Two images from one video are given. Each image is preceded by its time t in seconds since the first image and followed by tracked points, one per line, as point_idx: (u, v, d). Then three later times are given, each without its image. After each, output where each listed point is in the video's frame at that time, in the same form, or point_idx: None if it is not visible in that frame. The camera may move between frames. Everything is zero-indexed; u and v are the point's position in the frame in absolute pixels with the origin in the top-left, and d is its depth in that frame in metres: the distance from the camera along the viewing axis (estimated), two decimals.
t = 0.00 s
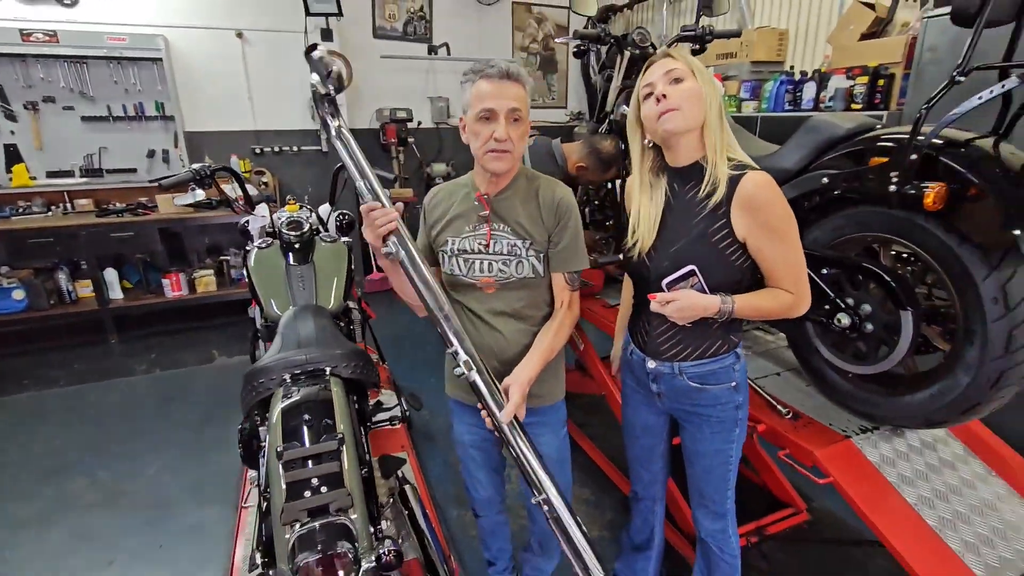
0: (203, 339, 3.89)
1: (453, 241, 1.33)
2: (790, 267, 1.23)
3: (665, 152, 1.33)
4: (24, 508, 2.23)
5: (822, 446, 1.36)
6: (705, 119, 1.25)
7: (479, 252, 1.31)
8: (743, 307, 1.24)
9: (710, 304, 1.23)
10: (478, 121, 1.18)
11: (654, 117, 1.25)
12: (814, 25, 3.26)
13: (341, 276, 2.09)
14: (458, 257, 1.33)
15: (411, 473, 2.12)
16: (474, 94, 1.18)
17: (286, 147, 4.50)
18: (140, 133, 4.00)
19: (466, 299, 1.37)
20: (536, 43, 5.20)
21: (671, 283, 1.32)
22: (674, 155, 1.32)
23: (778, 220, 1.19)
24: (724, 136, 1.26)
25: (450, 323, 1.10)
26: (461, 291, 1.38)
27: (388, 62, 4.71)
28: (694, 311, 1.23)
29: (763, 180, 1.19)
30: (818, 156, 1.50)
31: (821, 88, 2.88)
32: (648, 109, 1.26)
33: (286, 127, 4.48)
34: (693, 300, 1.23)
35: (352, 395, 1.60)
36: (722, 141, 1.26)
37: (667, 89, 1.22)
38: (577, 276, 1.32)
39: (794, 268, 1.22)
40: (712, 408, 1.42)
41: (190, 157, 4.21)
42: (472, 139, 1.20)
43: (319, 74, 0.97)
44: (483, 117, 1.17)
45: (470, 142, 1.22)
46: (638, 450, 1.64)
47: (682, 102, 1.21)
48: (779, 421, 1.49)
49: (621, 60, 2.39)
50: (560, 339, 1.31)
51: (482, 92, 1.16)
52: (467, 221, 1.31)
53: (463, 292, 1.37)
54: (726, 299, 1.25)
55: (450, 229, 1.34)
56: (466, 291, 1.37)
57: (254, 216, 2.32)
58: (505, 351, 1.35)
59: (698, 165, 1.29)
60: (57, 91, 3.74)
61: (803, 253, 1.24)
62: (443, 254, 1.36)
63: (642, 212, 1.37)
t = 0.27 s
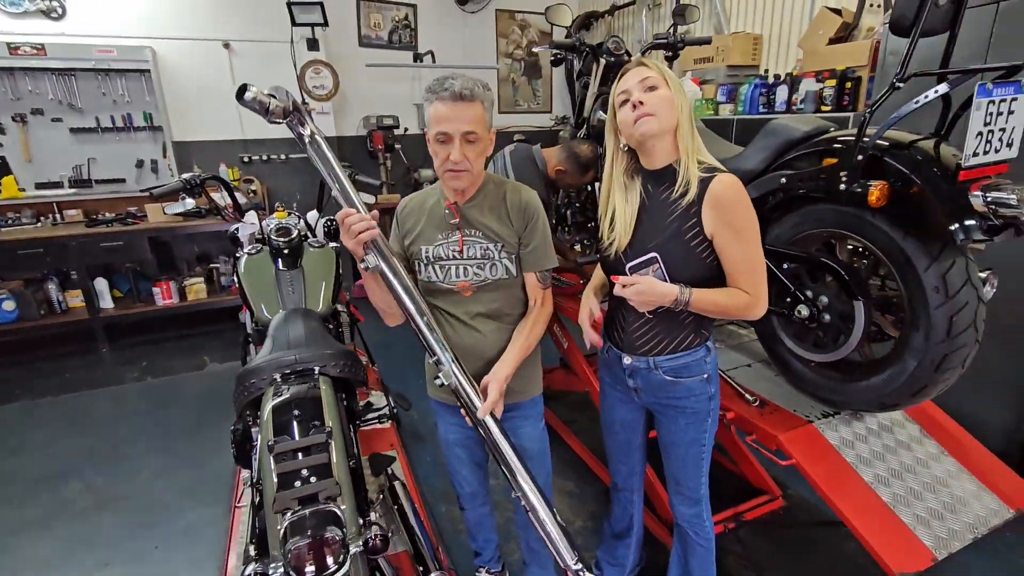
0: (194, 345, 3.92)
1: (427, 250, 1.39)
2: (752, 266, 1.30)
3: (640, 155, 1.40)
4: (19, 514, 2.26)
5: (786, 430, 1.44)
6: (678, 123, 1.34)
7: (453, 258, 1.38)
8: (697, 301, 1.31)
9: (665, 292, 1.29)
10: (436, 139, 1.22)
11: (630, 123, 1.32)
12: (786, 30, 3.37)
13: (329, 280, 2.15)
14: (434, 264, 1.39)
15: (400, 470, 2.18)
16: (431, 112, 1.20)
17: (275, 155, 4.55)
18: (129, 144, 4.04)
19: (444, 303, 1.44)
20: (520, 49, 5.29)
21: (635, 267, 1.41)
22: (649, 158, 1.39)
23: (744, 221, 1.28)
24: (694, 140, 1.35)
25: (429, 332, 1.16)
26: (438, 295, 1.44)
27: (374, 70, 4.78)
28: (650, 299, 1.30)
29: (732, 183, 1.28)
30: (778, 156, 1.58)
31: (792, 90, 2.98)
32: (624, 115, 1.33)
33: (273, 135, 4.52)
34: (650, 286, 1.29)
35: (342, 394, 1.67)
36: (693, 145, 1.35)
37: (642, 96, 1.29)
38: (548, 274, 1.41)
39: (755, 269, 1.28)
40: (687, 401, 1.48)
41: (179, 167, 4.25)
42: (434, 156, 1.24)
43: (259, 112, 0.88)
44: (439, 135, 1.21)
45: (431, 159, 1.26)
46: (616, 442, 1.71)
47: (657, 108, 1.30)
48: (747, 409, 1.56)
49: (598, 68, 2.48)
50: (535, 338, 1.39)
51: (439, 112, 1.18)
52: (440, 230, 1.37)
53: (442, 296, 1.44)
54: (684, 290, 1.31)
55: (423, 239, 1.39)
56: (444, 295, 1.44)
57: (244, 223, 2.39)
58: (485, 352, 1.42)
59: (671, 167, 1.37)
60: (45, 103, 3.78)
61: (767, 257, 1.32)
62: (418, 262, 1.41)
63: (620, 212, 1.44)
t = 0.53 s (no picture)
0: (187, 354, 3.98)
1: (409, 262, 1.44)
2: (717, 261, 1.38)
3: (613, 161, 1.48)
4: (19, 519, 2.33)
5: (748, 417, 1.53)
6: (648, 132, 1.42)
7: (435, 269, 1.44)
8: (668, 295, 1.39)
9: (641, 286, 1.35)
10: (413, 156, 1.27)
11: (604, 134, 1.40)
12: (759, 37, 3.48)
13: (318, 285, 2.23)
14: (415, 276, 1.45)
15: (389, 468, 2.26)
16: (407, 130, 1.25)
17: (266, 165, 4.62)
18: (122, 157, 4.11)
19: (426, 312, 1.49)
20: (506, 58, 5.38)
21: (610, 263, 1.50)
22: (621, 164, 1.47)
23: (709, 219, 1.37)
24: (664, 147, 1.44)
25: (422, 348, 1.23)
26: (420, 305, 1.49)
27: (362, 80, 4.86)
28: (627, 292, 1.35)
29: (699, 185, 1.38)
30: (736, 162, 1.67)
31: (765, 95, 3.08)
32: (595, 127, 1.41)
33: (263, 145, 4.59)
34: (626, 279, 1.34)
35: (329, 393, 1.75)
36: (663, 152, 1.43)
37: (614, 109, 1.38)
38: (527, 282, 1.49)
39: (721, 263, 1.37)
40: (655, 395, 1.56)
41: (171, 179, 4.32)
42: (410, 171, 1.29)
43: (237, 136, 0.96)
44: (416, 152, 1.26)
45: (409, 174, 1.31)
46: (591, 436, 1.79)
47: (629, 119, 1.38)
48: (713, 399, 1.65)
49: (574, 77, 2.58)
50: (515, 345, 1.47)
51: (415, 130, 1.23)
52: (420, 243, 1.43)
53: (424, 306, 1.49)
54: (655, 284, 1.38)
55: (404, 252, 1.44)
56: (426, 305, 1.49)
57: (234, 232, 2.46)
58: (467, 356, 1.48)
59: (642, 172, 1.45)
60: (38, 118, 3.85)
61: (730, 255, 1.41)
62: (400, 275, 1.46)
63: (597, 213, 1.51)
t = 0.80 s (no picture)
0: (185, 361, 4.05)
1: (406, 280, 1.40)
2: (699, 256, 1.44)
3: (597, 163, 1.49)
4: (24, 522, 2.40)
5: (719, 405, 1.63)
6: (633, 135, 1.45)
7: (432, 288, 1.40)
8: (659, 291, 1.40)
9: (636, 280, 1.35)
10: (411, 172, 1.24)
11: (590, 142, 1.43)
12: (736, 44, 3.60)
13: (313, 292, 2.33)
14: (412, 294, 1.41)
15: (383, 466, 2.33)
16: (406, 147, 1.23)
17: (260, 175, 4.70)
18: (118, 169, 4.19)
19: (421, 330, 1.45)
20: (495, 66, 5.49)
21: (603, 259, 1.50)
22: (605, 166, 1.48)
23: (691, 217, 1.43)
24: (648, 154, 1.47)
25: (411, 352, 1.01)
26: (415, 323, 1.45)
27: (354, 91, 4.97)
28: (623, 285, 1.35)
29: (681, 188, 1.43)
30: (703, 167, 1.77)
31: (742, 100, 3.19)
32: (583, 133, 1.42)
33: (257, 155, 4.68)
34: (621, 273, 1.34)
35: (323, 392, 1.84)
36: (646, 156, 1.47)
37: (603, 116, 1.39)
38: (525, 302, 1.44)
39: (703, 258, 1.43)
40: (641, 390, 1.58)
41: (168, 190, 4.41)
42: (408, 188, 1.26)
43: (237, 151, 0.81)
44: (413, 170, 1.23)
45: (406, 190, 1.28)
46: (577, 433, 1.81)
47: (617, 125, 1.40)
48: (686, 390, 1.74)
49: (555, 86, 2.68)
50: (513, 364, 1.41)
51: (414, 146, 1.21)
52: (417, 261, 1.39)
53: (419, 325, 1.45)
54: (649, 279, 1.38)
55: (400, 269, 1.41)
56: (422, 324, 1.45)
57: (230, 241, 2.55)
58: (461, 371, 1.44)
59: (625, 175, 1.47)
60: (36, 132, 3.93)
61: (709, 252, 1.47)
62: (395, 293, 1.42)
63: (585, 210, 1.49)
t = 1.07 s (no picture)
0: (183, 368, 4.09)
1: (424, 289, 1.25)
2: (697, 260, 1.49)
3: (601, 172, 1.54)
4: (28, 526, 2.44)
5: (704, 400, 1.72)
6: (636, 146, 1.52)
7: (451, 299, 1.24)
8: (663, 294, 1.45)
9: (640, 282, 1.40)
10: (433, 166, 1.09)
11: (595, 154, 1.48)
12: (721, 55, 3.72)
13: (313, 296, 2.39)
14: (430, 304, 1.25)
15: (383, 466, 2.39)
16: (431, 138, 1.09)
17: (256, 184, 4.75)
18: (116, 179, 4.24)
19: (438, 345, 1.29)
20: (487, 75, 5.57)
21: (612, 261, 1.52)
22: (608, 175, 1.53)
23: (690, 223, 1.49)
24: (648, 166, 1.54)
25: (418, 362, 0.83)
26: (432, 338, 1.28)
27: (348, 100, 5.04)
28: (628, 288, 1.40)
29: (681, 196, 1.49)
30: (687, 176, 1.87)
31: (727, 109, 3.30)
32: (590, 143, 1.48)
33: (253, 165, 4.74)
34: (626, 276, 1.39)
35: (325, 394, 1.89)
36: (646, 166, 1.53)
37: (609, 128, 1.45)
38: (552, 315, 1.27)
39: (701, 262, 1.49)
40: (642, 391, 1.59)
41: (165, 199, 4.45)
42: (429, 185, 1.12)
43: (254, 168, 0.66)
44: (437, 164, 1.08)
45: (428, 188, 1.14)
46: (575, 435, 1.81)
47: (622, 136, 1.46)
48: (674, 386, 1.83)
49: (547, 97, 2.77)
50: (533, 384, 1.24)
51: (437, 135, 1.07)
52: (437, 268, 1.24)
53: (435, 340, 1.28)
54: (655, 282, 1.43)
55: (417, 278, 1.25)
56: (439, 340, 1.29)
57: (232, 249, 2.62)
58: (477, 389, 1.27)
59: (626, 183, 1.53)
60: (34, 143, 3.97)
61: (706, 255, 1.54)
62: (412, 304, 1.26)
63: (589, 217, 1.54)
